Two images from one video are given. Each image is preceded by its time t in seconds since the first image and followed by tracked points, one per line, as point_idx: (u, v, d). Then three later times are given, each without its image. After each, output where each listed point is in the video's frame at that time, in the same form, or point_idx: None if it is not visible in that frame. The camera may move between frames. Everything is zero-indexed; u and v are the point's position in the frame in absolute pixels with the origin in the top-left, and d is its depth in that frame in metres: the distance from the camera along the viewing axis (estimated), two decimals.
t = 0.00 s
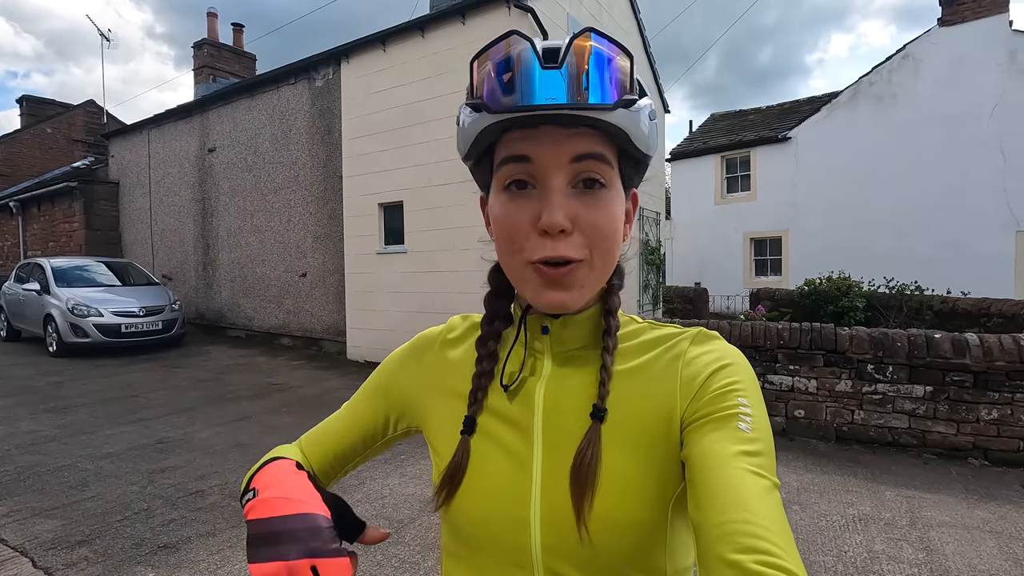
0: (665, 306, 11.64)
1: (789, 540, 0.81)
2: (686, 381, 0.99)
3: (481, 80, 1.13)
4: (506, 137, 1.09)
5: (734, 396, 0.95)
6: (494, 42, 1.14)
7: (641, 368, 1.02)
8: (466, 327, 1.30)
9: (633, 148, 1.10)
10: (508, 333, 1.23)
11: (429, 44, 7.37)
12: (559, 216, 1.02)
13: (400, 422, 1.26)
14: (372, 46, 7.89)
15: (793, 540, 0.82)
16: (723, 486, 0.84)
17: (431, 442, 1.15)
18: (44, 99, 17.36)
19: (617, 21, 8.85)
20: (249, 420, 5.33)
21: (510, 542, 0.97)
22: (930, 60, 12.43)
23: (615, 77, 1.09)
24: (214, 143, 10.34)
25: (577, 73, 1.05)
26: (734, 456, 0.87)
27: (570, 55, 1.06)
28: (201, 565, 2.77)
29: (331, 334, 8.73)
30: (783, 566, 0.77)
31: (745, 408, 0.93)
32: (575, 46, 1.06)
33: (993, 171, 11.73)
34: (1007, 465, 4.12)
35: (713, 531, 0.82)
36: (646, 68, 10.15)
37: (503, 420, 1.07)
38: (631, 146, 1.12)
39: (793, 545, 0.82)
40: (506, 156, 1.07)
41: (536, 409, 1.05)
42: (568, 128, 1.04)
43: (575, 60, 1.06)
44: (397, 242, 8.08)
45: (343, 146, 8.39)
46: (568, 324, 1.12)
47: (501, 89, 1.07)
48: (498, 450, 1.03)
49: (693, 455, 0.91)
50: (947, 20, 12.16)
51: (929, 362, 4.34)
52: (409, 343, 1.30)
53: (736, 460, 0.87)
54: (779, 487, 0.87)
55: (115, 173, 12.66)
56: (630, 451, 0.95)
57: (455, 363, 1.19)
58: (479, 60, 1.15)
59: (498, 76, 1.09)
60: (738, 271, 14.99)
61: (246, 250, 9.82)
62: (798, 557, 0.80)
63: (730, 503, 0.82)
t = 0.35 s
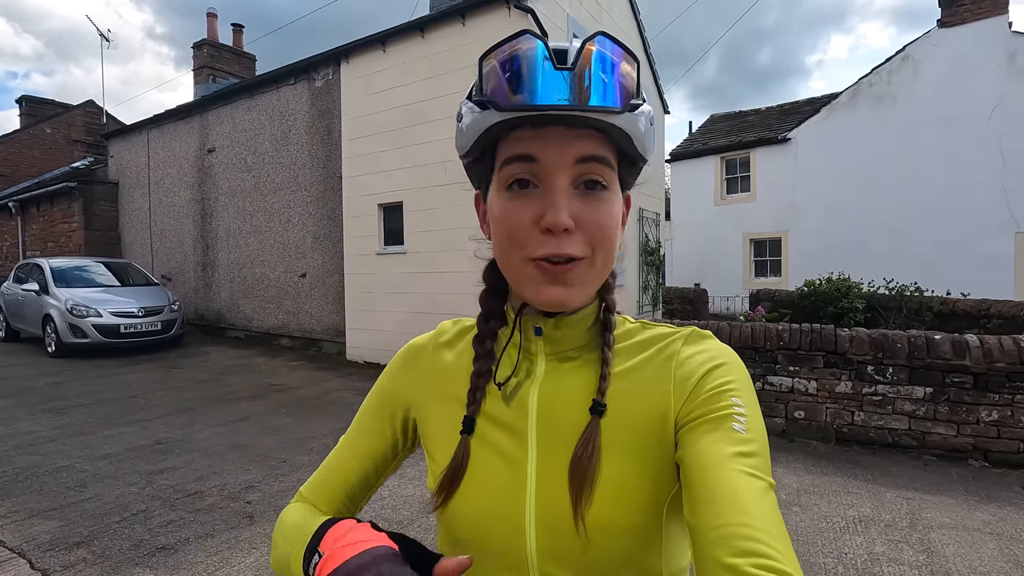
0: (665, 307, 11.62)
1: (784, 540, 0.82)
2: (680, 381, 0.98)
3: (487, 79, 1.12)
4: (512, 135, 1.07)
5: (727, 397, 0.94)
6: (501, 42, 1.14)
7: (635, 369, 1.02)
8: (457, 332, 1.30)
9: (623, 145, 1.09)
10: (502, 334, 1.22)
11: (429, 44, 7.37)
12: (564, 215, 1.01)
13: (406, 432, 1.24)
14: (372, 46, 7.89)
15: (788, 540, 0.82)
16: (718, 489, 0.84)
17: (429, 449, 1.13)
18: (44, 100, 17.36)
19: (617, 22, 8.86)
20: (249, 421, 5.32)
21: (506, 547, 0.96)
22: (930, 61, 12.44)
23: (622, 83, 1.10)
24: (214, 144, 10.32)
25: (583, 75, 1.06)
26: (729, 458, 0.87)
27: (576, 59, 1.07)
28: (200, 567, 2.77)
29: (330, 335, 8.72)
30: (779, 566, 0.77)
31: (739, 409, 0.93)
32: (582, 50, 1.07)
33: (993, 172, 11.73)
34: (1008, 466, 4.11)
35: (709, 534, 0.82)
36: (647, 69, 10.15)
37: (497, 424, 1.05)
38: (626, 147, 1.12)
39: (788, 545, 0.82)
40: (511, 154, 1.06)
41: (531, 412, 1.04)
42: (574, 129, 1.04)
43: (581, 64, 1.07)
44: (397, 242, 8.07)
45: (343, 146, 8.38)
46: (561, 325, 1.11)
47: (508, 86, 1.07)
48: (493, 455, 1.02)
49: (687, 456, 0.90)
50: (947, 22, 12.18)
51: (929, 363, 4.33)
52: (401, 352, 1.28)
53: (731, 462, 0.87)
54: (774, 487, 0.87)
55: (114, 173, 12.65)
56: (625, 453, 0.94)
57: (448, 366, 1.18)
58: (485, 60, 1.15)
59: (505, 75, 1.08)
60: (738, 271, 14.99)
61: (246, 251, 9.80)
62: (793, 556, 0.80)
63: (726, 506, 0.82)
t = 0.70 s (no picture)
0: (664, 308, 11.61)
1: (768, 534, 0.80)
2: (664, 377, 0.97)
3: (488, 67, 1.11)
4: (515, 130, 1.05)
5: (711, 392, 0.93)
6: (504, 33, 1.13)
7: (621, 367, 1.01)
8: (433, 331, 1.29)
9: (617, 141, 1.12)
10: (484, 334, 1.21)
11: (429, 44, 7.37)
12: (570, 212, 1.00)
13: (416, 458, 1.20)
14: (371, 47, 7.89)
15: (772, 535, 0.81)
16: (702, 485, 0.83)
17: (411, 455, 1.10)
18: (44, 100, 17.37)
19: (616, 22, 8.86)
20: (247, 421, 5.32)
21: (493, 550, 0.95)
22: (930, 62, 12.44)
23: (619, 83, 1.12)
24: (213, 144, 10.32)
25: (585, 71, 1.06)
26: (713, 453, 0.86)
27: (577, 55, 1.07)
28: (196, 567, 2.75)
29: (329, 335, 8.71)
30: (763, 562, 0.76)
31: (722, 404, 0.92)
32: (584, 48, 1.08)
33: (993, 172, 11.72)
34: (1007, 467, 4.10)
35: (693, 531, 0.81)
36: (647, 69, 10.15)
37: (481, 425, 1.05)
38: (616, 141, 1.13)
39: (772, 539, 0.81)
40: (512, 149, 1.04)
41: (517, 414, 1.04)
42: (577, 123, 1.03)
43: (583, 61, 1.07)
44: (396, 242, 8.07)
45: (342, 146, 8.38)
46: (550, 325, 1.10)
47: (510, 77, 1.06)
48: (479, 458, 1.01)
49: (673, 453, 0.89)
50: (947, 23, 12.18)
51: (929, 364, 4.32)
52: (375, 365, 1.25)
53: (715, 457, 0.86)
54: (757, 481, 0.86)
55: (114, 173, 12.66)
56: (609, 452, 0.93)
57: (427, 368, 1.16)
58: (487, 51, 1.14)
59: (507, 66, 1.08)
60: (738, 272, 14.97)
61: (245, 251, 9.80)
62: (778, 551, 0.79)
63: (711, 501, 0.81)
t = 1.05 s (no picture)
0: (664, 308, 11.63)
1: (767, 532, 0.81)
2: (667, 376, 0.98)
3: (456, 77, 1.12)
4: (488, 136, 1.07)
5: (713, 391, 0.94)
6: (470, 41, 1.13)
7: (624, 366, 1.02)
8: (441, 330, 1.30)
9: (597, 133, 1.11)
10: (488, 336, 1.22)
11: (429, 45, 7.38)
12: (553, 209, 1.01)
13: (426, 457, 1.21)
14: (372, 47, 7.90)
15: (773, 533, 0.82)
16: (702, 482, 0.84)
17: (420, 451, 1.11)
18: (44, 100, 17.37)
19: (617, 23, 8.87)
20: (248, 421, 5.32)
21: (499, 546, 0.97)
22: (929, 63, 12.46)
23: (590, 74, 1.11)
24: (213, 144, 10.34)
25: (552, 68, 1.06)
26: (715, 451, 0.87)
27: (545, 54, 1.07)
28: (198, 566, 2.76)
29: (329, 335, 8.72)
30: (764, 559, 0.77)
31: (725, 403, 0.92)
32: (549, 46, 1.08)
33: (992, 173, 11.74)
34: (1006, 467, 4.11)
35: (695, 527, 0.82)
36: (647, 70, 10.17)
37: (485, 423, 1.06)
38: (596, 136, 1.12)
39: (773, 535, 0.82)
40: (491, 155, 1.05)
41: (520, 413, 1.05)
42: (549, 122, 1.04)
43: (550, 58, 1.07)
44: (397, 243, 8.08)
45: (342, 146, 8.39)
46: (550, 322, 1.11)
47: (478, 84, 1.06)
48: (485, 455, 1.03)
49: (675, 451, 0.90)
50: (946, 24, 12.21)
51: (928, 364, 4.33)
52: (388, 361, 1.27)
53: (717, 454, 0.86)
54: (758, 480, 0.87)
55: (114, 173, 12.66)
56: (612, 450, 0.94)
57: (434, 366, 1.18)
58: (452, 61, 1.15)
59: (474, 74, 1.08)
60: (738, 272, 14.98)
61: (245, 251, 9.80)
62: (777, 548, 0.80)
63: (712, 497, 0.82)
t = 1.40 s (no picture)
0: (665, 309, 11.63)
1: (763, 531, 0.82)
2: (661, 379, 0.98)
3: (445, 94, 1.13)
4: (477, 147, 1.07)
5: (708, 392, 0.94)
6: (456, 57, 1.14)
7: (619, 370, 1.02)
8: (439, 338, 1.31)
9: (588, 145, 1.10)
10: (486, 342, 1.23)
11: (430, 46, 7.39)
12: (538, 222, 1.01)
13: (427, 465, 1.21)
14: (372, 48, 7.91)
15: (769, 533, 0.82)
16: (698, 483, 0.84)
17: (419, 461, 1.11)
18: (45, 100, 17.38)
19: (618, 24, 8.87)
20: (249, 422, 5.33)
21: (498, 552, 0.97)
22: (930, 64, 12.46)
23: (579, 80, 1.11)
24: (214, 145, 10.35)
25: (540, 81, 1.06)
26: (710, 452, 0.87)
27: (533, 64, 1.07)
28: (199, 567, 2.77)
29: (330, 336, 8.73)
30: (758, 558, 0.78)
31: (719, 404, 0.92)
32: (536, 56, 1.08)
33: (993, 174, 11.73)
34: (1008, 469, 4.11)
35: (691, 528, 0.82)
36: (647, 71, 10.16)
37: (483, 431, 1.06)
38: (586, 147, 1.11)
39: (768, 534, 0.82)
40: (478, 167, 1.06)
41: (518, 420, 1.05)
42: (534, 134, 1.04)
43: (538, 70, 1.07)
44: (397, 243, 8.08)
45: (343, 147, 8.40)
46: (544, 331, 1.11)
47: (467, 100, 1.08)
48: (483, 462, 1.03)
49: (670, 453, 0.91)
50: (947, 25, 12.21)
51: (928, 365, 4.33)
52: (385, 371, 1.27)
53: (712, 456, 0.87)
54: (754, 480, 0.87)
55: (116, 174, 12.68)
56: (609, 455, 0.95)
57: (432, 374, 1.18)
58: (441, 75, 1.15)
59: (464, 91, 1.09)
60: (738, 273, 14.99)
61: (246, 252, 9.81)
62: (773, 547, 0.80)
63: (707, 498, 0.82)
